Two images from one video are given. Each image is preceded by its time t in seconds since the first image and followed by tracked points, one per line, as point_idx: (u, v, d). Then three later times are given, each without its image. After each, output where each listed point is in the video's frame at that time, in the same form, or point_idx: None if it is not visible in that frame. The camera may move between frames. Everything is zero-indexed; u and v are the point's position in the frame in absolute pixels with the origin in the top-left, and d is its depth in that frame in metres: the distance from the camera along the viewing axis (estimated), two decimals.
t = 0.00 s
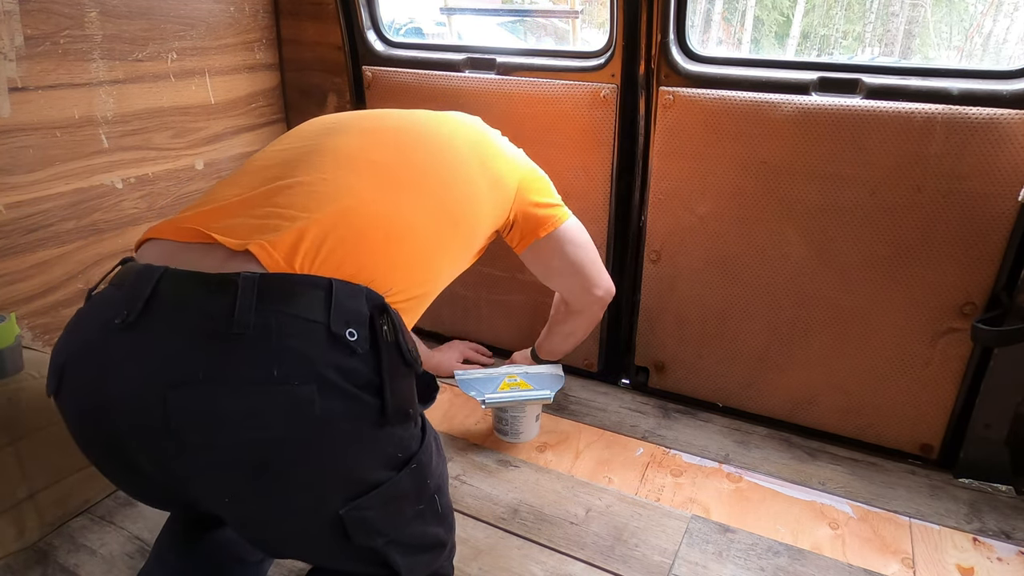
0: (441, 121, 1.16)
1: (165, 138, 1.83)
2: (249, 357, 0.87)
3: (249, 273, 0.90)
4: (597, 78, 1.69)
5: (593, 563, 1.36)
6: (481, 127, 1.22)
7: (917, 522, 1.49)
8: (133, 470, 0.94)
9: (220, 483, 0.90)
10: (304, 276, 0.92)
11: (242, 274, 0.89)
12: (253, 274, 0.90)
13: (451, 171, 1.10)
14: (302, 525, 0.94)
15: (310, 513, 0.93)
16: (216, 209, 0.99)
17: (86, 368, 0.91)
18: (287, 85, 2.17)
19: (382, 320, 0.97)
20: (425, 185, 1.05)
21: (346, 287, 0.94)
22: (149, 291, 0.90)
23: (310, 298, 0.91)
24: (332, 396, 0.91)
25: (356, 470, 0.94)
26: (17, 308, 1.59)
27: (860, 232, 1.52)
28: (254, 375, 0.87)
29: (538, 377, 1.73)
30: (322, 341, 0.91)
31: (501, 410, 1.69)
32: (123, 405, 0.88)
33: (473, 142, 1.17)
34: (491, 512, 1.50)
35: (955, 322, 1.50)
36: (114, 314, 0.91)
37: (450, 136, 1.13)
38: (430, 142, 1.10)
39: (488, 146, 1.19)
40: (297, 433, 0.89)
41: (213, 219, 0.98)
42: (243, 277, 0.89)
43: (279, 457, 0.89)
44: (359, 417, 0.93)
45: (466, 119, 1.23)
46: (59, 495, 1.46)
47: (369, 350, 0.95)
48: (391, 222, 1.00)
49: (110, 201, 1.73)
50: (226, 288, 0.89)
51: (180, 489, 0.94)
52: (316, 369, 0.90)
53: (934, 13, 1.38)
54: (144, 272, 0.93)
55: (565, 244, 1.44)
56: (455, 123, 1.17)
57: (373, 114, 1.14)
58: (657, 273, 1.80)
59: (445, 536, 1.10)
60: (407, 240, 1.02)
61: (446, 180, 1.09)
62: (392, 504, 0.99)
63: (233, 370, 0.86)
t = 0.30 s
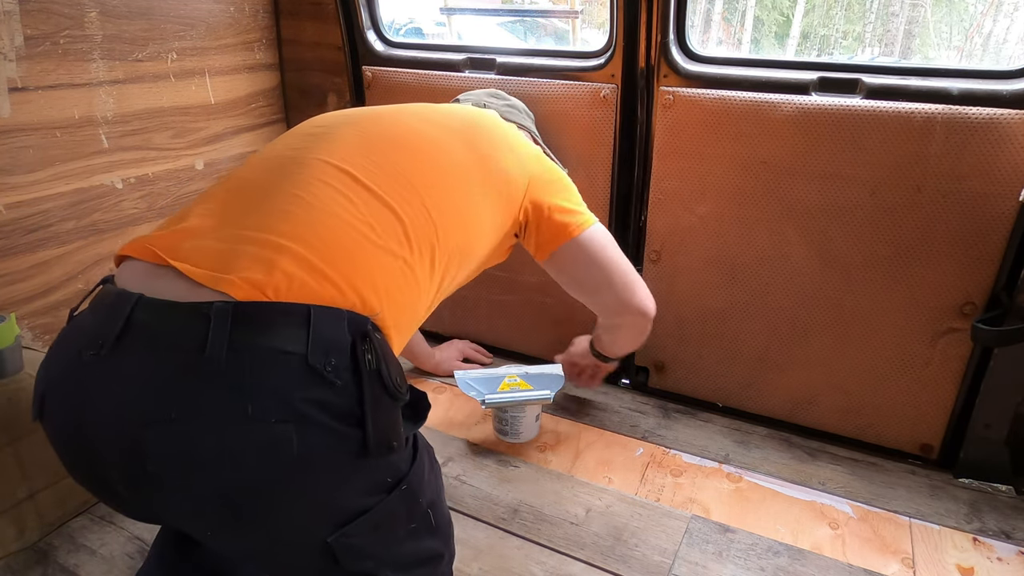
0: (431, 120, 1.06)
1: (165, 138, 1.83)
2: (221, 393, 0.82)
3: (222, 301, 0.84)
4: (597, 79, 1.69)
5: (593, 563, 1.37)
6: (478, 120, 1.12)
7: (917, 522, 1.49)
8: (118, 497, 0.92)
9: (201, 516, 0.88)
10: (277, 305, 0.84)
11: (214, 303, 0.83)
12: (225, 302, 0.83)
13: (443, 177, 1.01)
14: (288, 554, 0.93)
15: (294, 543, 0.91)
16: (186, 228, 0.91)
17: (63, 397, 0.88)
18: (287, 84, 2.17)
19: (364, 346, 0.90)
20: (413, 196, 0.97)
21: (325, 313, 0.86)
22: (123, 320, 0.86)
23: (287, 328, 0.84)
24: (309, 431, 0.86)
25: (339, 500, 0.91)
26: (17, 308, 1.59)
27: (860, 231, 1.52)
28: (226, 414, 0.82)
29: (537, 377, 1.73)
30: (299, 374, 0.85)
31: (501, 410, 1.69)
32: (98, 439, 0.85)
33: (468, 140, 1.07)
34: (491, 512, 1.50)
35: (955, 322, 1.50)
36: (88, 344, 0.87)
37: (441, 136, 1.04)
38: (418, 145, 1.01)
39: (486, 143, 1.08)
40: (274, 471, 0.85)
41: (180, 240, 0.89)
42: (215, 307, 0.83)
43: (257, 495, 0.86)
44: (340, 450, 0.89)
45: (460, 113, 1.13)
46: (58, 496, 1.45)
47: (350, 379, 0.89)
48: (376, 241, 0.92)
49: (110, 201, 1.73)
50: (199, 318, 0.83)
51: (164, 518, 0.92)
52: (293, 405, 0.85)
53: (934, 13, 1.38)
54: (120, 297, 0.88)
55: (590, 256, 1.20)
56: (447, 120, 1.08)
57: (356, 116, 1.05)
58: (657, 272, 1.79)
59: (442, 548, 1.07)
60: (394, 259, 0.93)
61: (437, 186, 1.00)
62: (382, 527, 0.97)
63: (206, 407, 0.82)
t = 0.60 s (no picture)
0: (475, 131, 1.03)
1: (165, 138, 1.83)
2: (242, 407, 0.81)
3: (245, 309, 0.82)
4: (597, 79, 1.69)
5: (593, 563, 1.37)
6: (523, 134, 1.08)
7: (917, 522, 1.49)
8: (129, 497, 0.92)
9: (214, 523, 0.88)
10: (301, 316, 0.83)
11: (240, 311, 0.82)
12: (248, 311, 0.82)
13: (479, 191, 0.97)
14: (294, 561, 0.94)
15: (301, 552, 0.93)
16: (218, 224, 0.89)
17: (83, 397, 0.87)
18: (287, 84, 2.16)
19: (388, 363, 0.89)
20: (447, 213, 0.93)
21: (347, 328, 0.85)
22: (145, 323, 0.85)
23: (310, 341, 0.83)
24: (327, 448, 0.86)
25: (349, 513, 0.92)
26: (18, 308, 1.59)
27: (860, 231, 1.52)
28: (243, 428, 0.82)
29: (537, 377, 1.74)
30: (320, 391, 0.84)
31: (501, 410, 1.70)
32: (115, 441, 0.85)
33: (510, 154, 1.02)
34: (491, 512, 1.50)
35: (955, 322, 1.50)
36: (110, 344, 0.86)
37: (481, 147, 1.00)
38: (456, 158, 0.97)
39: (529, 157, 1.04)
40: (289, 486, 0.85)
41: (210, 237, 0.88)
42: (240, 315, 0.82)
43: (270, 507, 0.87)
44: (355, 468, 0.89)
45: (506, 125, 1.09)
46: (59, 496, 1.45)
47: (372, 396, 0.88)
48: (404, 254, 0.89)
49: (110, 201, 1.73)
50: (222, 325, 0.82)
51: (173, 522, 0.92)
52: (313, 423, 0.84)
53: (934, 13, 1.38)
54: (142, 299, 0.87)
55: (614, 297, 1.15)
56: (491, 131, 1.04)
57: (398, 122, 1.03)
58: (657, 272, 1.80)
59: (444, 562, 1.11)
60: (421, 274, 0.90)
61: (473, 201, 0.96)
62: (388, 542, 0.98)
63: (225, 421, 0.81)
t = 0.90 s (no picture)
0: (467, 125, 0.97)
1: (165, 138, 1.83)
2: (210, 417, 0.81)
3: (210, 319, 0.81)
4: (597, 79, 1.69)
5: (593, 563, 1.37)
6: (523, 124, 1.01)
7: (916, 522, 1.49)
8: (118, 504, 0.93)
9: (195, 532, 0.89)
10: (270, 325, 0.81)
11: (206, 320, 0.81)
12: (214, 321, 0.81)
13: (465, 192, 0.92)
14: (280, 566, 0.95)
15: (286, 557, 0.93)
16: (199, 228, 0.88)
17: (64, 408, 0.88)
18: (287, 84, 2.16)
19: (357, 368, 0.86)
20: (424, 211, 0.89)
21: (316, 334, 0.82)
22: (118, 334, 0.84)
23: (279, 350, 0.81)
24: (298, 456, 0.85)
25: (329, 519, 0.91)
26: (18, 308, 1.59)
27: (859, 232, 1.52)
28: (214, 439, 0.81)
29: (538, 377, 1.74)
30: (290, 402, 0.83)
31: (501, 410, 1.70)
32: (96, 451, 0.85)
33: (505, 149, 0.96)
34: (491, 512, 1.50)
35: (955, 322, 1.50)
36: (88, 355, 0.86)
37: (466, 141, 0.95)
38: (444, 154, 0.92)
39: (525, 150, 0.97)
40: (263, 493, 0.85)
41: (188, 242, 0.86)
42: (204, 325, 0.80)
43: (248, 514, 0.87)
44: (328, 474, 0.88)
45: (506, 115, 1.02)
46: (59, 496, 1.45)
47: (342, 402, 0.86)
48: (380, 260, 0.86)
49: (110, 201, 1.73)
50: (191, 335, 0.81)
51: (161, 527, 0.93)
52: (281, 431, 0.83)
53: (934, 13, 1.38)
54: (119, 309, 0.86)
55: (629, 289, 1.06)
56: (484, 123, 0.97)
57: (391, 115, 0.98)
58: (657, 272, 1.80)
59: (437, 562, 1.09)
60: (397, 278, 0.87)
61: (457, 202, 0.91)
62: (375, 544, 0.97)
63: (195, 431, 0.81)
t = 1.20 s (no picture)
0: (456, 129, 0.90)
1: (166, 138, 1.83)
2: (168, 442, 0.75)
3: (173, 342, 0.75)
4: (597, 79, 1.69)
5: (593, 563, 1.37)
6: (518, 130, 0.93)
7: (917, 522, 1.49)
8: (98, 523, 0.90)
9: (168, 555, 0.84)
10: (233, 349, 0.75)
11: (166, 345, 0.75)
12: (176, 344, 0.75)
13: (448, 202, 0.85)
14: None
15: None
16: (170, 245, 0.83)
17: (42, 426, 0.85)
18: (287, 84, 2.16)
19: (323, 392, 0.78)
20: (400, 224, 0.83)
21: (280, 358, 0.76)
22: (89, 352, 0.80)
23: (242, 373, 0.75)
24: (263, 483, 0.78)
25: (303, 543, 0.85)
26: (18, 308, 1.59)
27: (859, 232, 1.52)
28: (171, 465, 0.76)
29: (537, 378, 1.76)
30: (249, 428, 0.76)
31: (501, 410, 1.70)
32: (66, 472, 0.81)
33: (495, 155, 0.89)
34: (491, 512, 1.50)
35: (955, 322, 1.50)
36: (62, 374, 0.82)
37: (451, 146, 0.88)
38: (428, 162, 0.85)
39: (517, 157, 0.89)
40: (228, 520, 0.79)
41: (158, 258, 0.81)
42: (167, 349, 0.75)
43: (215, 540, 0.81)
44: (295, 501, 0.81)
45: (502, 121, 0.95)
46: (60, 496, 1.45)
47: (308, 427, 0.78)
48: (351, 278, 0.79)
49: (110, 201, 1.73)
50: (148, 357, 0.76)
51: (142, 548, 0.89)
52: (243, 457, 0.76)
53: (934, 13, 1.38)
54: (93, 326, 0.82)
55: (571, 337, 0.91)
56: (476, 127, 0.91)
57: (379, 122, 0.92)
58: (657, 272, 1.80)
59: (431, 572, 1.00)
60: (371, 296, 0.81)
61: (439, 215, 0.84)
62: (358, 566, 0.89)
63: (155, 457, 0.76)
